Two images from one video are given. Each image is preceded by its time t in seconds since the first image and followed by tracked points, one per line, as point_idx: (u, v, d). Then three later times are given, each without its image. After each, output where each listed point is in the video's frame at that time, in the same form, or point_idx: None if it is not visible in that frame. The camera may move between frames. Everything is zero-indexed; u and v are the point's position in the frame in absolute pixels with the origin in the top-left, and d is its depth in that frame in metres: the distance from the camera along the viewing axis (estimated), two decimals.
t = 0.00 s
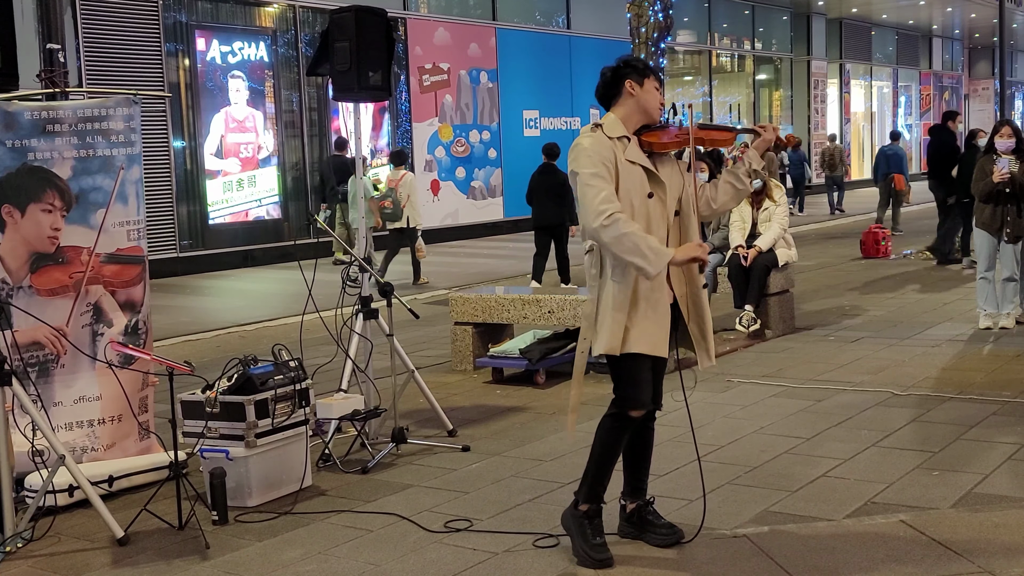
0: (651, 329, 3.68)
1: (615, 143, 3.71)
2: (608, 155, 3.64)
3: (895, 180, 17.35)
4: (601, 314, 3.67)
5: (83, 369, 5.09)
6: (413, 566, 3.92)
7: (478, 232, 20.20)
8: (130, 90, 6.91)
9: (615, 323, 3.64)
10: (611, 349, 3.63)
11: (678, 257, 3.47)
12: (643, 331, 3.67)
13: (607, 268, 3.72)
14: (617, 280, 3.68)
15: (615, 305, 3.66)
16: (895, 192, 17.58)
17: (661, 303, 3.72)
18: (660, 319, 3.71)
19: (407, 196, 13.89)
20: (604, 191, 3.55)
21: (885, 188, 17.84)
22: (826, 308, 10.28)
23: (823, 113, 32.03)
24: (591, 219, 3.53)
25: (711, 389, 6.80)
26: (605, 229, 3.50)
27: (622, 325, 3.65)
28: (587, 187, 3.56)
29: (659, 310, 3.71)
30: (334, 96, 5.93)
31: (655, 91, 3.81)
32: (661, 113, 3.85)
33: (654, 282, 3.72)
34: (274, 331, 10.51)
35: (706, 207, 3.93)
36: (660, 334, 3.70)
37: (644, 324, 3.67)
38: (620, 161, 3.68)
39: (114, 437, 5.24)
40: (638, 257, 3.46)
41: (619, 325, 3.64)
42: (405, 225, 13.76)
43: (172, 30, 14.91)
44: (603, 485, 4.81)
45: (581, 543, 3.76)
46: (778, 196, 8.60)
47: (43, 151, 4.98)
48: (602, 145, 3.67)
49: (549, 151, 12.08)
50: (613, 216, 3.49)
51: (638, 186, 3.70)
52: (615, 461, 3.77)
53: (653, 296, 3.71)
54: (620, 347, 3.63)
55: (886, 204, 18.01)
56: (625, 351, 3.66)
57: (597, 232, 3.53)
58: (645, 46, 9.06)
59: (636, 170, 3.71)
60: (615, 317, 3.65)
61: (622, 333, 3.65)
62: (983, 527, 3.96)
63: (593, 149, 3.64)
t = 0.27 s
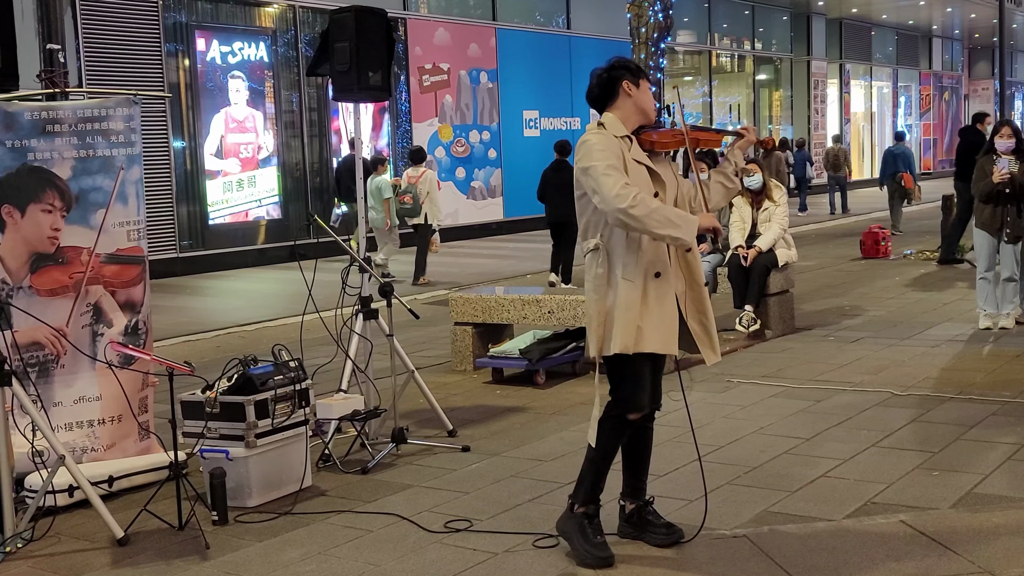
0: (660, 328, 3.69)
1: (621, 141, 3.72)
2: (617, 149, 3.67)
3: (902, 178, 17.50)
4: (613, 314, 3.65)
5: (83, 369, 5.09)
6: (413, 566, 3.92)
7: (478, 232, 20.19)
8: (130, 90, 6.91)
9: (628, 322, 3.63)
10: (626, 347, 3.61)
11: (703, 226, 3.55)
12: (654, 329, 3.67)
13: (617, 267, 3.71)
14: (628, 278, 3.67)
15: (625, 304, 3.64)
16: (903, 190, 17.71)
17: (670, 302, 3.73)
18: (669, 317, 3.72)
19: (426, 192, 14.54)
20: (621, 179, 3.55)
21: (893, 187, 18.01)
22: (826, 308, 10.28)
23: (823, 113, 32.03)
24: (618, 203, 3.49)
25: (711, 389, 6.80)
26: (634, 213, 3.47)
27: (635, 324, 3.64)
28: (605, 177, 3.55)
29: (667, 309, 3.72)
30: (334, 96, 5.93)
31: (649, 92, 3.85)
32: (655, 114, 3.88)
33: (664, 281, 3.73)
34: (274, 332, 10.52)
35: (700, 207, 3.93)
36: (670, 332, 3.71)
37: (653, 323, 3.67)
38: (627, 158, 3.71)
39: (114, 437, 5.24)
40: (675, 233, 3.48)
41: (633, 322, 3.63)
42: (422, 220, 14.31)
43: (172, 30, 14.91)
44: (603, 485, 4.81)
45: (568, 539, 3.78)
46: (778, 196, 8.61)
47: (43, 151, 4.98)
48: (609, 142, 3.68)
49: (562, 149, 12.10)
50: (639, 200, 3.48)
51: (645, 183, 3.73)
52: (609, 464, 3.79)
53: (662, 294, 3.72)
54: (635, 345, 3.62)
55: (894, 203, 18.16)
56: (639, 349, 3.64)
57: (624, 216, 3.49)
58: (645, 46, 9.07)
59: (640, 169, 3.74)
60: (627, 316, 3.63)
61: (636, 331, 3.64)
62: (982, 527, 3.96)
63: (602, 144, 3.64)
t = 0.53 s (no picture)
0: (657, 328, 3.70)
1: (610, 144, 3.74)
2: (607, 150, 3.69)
3: (908, 178, 17.87)
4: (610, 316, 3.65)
5: (83, 369, 5.10)
6: (413, 566, 3.92)
7: (478, 232, 20.19)
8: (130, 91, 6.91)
9: (624, 323, 3.63)
10: (623, 349, 3.62)
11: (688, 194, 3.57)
12: (652, 330, 3.68)
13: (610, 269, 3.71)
14: (623, 280, 3.67)
15: (622, 306, 3.64)
16: (909, 190, 18.14)
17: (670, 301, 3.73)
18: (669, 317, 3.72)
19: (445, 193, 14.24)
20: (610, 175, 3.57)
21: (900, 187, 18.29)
22: (826, 308, 10.29)
23: (823, 113, 32.03)
24: (608, 198, 3.50)
25: (710, 390, 6.81)
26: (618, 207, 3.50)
27: (633, 324, 3.64)
28: (593, 177, 3.57)
29: (666, 309, 3.72)
30: (334, 96, 5.93)
31: (645, 93, 3.82)
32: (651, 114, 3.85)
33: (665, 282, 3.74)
34: (274, 332, 10.52)
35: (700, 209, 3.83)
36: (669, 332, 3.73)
37: (651, 324, 3.68)
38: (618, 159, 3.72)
39: (114, 437, 5.24)
40: (659, 209, 3.51)
41: (631, 323, 3.64)
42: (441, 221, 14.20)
43: (171, 30, 14.91)
44: (602, 485, 4.81)
45: (563, 551, 3.86)
46: (778, 195, 8.62)
47: (43, 151, 4.98)
48: (599, 144, 3.69)
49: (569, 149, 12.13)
50: (631, 190, 3.49)
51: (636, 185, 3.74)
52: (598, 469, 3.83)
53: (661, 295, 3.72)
54: (633, 346, 3.62)
55: (900, 203, 18.65)
56: (639, 350, 3.65)
57: (616, 212, 3.51)
58: (645, 46, 9.06)
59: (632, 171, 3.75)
60: (625, 317, 3.63)
61: (634, 333, 3.64)
62: (982, 526, 3.97)
63: (591, 145, 3.66)
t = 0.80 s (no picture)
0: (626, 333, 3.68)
1: (587, 147, 3.74)
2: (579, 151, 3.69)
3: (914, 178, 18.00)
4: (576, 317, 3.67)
5: (83, 369, 5.09)
6: (413, 566, 3.92)
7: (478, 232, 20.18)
8: (130, 91, 6.93)
9: (589, 326, 3.64)
10: (586, 351, 3.64)
11: (653, 163, 3.51)
12: (618, 334, 3.67)
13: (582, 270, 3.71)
14: (590, 283, 3.68)
15: (588, 308, 3.66)
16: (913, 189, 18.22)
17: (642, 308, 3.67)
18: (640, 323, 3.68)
19: (459, 191, 14.31)
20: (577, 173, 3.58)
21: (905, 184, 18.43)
22: (826, 308, 10.29)
23: (823, 113, 32.05)
24: (573, 196, 3.51)
25: (710, 389, 6.81)
26: (591, 202, 3.49)
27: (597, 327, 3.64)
28: (559, 175, 3.58)
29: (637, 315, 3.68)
30: (334, 96, 5.93)
31: (637, 95, 3.69)
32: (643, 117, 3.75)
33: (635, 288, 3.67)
34: (274, 331, 10.52)
35: (675, 223, 3.76)
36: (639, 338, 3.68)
37: (617, 328, 3.67)
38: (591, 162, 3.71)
39: (114, 437, 5.24)
40: (624, 188, 3.47)
41: (595, 326, 3.64)
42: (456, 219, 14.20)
43: (172, 30, 14.91)
44: (602, 486, 4.81)
45: (560, 554, 3.87)
46: (778, 196, 8.62)
47: (43, 151, 4.98)
48: (574, 145, 3.71)
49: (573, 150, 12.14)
50: (590, 187, 3.48)
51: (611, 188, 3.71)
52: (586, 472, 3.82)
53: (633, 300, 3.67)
54: (595, 349, 3.63)
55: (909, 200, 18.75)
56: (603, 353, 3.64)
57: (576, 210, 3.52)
58: (645, 46, 9.06)
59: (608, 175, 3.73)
60: (590, 319, 3.64)
61: (599, 336, 3.64)
62: (983, 527, 3.97)
63: (563, 146, 3.68)
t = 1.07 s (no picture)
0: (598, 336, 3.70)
1: (561, 149, 3.77)
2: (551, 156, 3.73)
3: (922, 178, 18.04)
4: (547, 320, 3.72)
5: (84, 369, 5.09)
6: (413, 566, 3.92)
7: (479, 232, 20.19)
8: (131, 91, 6.94)
9: (560, 328, 3.68)
10: (557, 355, 3.67)
11: (621, 155, 3.47)
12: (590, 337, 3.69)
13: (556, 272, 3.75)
14: (561, 285, 3.72)
15: (559, 310, 3.71)
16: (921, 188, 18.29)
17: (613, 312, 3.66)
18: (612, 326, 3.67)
19: (481, 191, 14.40)
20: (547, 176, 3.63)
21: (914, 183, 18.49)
22: (826, 308, 10.29)
23: (823, 113, 32.04)
24: (543, 200, 3.56)
25: (711, 390, 6.81)
26: (562, 203, 3.51)
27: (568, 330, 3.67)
28: (531, 178, 3.66)
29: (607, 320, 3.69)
30: (334, 96, 5.93)
31: (610, 92, 3.67)
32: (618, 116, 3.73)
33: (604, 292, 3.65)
34: (274, 331, 10.52)
35: (655, 219, 3.87)
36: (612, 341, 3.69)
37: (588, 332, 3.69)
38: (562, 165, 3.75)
39: (114, 437, 5.24)
40: (592, 187, 3.46)
41: (565, 329, 3.68)
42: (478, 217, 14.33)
43: (172, 30, 14.91)
44: (602, 486, 4.81)
45: (560, 555, 3.87)
46: (778, 195, 8.63)
47: (43, 151, 4.97)
48: (547, 148, 3.75)
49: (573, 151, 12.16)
50: (557, 191, 3.52)
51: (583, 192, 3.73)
52: (580, 472, 3.81)
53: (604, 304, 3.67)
54: (565, 353, 3.65)
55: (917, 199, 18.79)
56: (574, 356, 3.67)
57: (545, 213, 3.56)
58: (645, 47, 9.06)
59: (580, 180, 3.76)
60: (560, 321, 3.69)
61: (570, 339, 3.67)
62: (983, 527, 3.97)
63: (535, 149, 3.73)
